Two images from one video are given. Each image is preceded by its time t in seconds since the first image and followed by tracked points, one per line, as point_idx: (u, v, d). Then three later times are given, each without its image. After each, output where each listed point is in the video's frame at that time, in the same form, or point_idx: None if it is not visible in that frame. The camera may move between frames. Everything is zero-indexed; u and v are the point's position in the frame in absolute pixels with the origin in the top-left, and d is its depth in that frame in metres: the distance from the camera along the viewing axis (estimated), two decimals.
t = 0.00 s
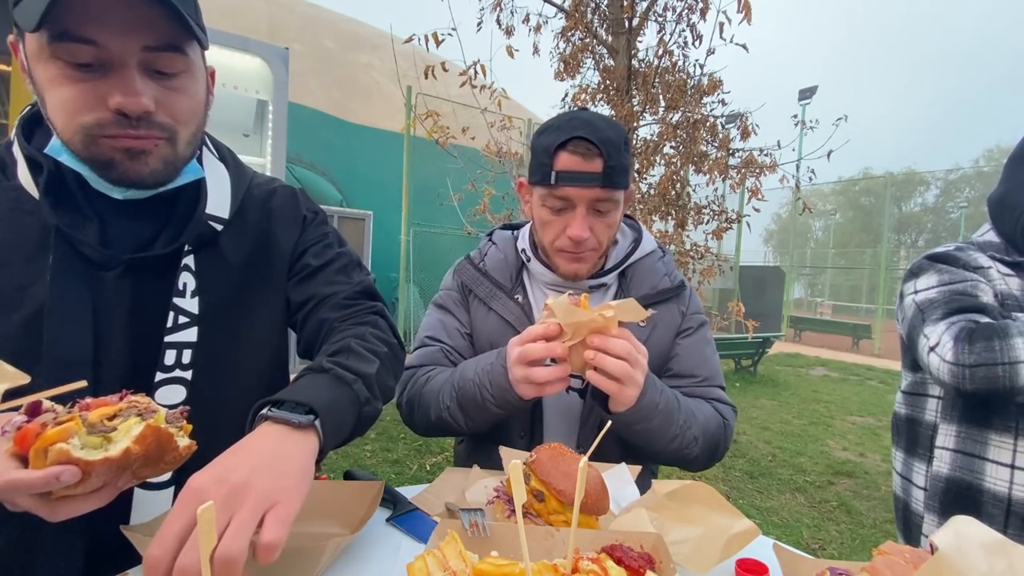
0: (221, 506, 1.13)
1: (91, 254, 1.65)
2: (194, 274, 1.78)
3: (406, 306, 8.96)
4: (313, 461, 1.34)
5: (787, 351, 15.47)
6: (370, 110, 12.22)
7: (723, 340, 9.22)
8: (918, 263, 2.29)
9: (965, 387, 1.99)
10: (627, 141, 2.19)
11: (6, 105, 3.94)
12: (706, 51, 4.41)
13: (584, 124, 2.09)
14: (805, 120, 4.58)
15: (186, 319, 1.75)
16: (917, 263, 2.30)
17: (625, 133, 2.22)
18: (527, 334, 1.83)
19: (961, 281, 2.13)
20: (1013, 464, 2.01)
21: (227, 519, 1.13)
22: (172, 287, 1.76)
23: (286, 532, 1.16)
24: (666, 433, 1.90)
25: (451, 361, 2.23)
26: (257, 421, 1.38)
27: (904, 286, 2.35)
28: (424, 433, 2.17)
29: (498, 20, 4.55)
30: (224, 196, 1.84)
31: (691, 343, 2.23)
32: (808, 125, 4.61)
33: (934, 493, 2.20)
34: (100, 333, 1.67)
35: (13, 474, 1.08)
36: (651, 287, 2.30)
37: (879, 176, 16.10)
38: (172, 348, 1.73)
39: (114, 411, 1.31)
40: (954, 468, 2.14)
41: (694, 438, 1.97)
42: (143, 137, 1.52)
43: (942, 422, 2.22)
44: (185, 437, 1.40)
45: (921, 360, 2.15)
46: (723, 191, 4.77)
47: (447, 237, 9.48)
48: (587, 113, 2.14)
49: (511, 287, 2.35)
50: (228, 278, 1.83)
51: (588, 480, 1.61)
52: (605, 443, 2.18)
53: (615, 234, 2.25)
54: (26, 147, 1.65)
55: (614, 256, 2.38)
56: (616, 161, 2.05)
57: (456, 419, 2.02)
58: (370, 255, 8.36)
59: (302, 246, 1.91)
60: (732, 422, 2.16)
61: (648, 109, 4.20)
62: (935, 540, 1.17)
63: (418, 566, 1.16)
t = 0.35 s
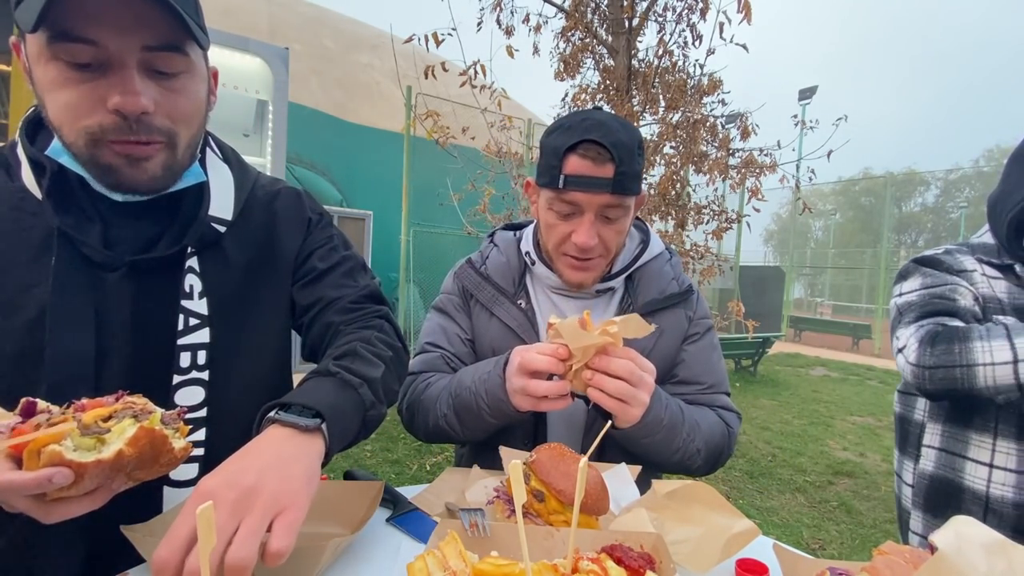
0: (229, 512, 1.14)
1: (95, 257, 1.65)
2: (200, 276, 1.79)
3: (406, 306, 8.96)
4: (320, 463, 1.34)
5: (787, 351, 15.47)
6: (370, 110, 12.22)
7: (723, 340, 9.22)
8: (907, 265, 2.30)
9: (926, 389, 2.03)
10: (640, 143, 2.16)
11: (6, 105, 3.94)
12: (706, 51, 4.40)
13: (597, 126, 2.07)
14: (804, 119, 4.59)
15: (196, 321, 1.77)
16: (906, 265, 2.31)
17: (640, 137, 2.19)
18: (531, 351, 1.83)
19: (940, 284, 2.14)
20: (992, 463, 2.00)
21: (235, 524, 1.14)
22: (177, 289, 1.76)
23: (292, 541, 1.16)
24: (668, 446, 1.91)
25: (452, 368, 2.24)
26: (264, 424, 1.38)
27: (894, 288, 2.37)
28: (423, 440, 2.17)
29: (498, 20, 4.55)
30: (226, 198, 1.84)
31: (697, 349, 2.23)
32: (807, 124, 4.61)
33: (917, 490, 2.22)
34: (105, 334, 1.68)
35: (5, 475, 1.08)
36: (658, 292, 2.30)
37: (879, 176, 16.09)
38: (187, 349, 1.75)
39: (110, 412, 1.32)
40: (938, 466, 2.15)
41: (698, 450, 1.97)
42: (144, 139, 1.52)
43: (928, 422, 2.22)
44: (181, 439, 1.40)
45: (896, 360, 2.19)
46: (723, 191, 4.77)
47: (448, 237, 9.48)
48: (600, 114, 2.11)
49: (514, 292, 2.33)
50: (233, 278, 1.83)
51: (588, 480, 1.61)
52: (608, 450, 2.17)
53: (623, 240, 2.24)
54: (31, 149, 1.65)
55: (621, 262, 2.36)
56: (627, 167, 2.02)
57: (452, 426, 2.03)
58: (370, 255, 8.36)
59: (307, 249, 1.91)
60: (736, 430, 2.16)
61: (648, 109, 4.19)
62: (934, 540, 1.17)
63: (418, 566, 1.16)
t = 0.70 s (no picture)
0: (246, 522, 1.15)
1: (103, 257, 1.65)
2: (205, 277, 1.78)
3: (405, 306, 8.96)
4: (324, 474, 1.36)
5: (787, 351, 15.47)
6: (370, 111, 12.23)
7: (723, 340, 9.22)
8: (900, 267, 2.31)
9: (897, 389, 2.06)
10: (631, 145, 2.14)
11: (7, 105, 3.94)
12: (705, 51, 4.40)
13: (586, 130, 2.06)
14: (804, 119, 4.58)
15: (197, 322, 1.75)
16: (900, 266, 2.32)
17: (632, 137, 2.17)
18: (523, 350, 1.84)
19: (926, 288, 2.15)
20: (980, 463, 2.01)
21: (251, 534, 1.15)
22: (184, 289, 1.76)
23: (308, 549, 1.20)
24: (669, 450, 1.90)
25: (447, 370, 2.24)
26: (266, 432, 1.38)
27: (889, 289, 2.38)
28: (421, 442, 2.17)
29: (498, 20, 4.55)
30: (234, 200, 1.84)
31: (696, 348, 2.23)
32: (807, 124, 4.61)
33: (910, 488, 2.22)
34: (114, 335, 1.68)
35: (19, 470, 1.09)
36: (656, 291, 2.29)
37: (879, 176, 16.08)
38: (184, 350, 1.73)
39: (119, 410, 1.31)
40: (929, 465, 2.15)
41: (699, 453, 1.97)
42: (154, 140, 1.53)
43: (921, 421, 2.21)
44: (189, 437, 1.40)
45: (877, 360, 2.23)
46: (723, 191, 4.77)
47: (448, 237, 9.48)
48: (589, 118, 2.09)
49: (508, 293, 2.33)
50: (239, 279, 1.84)
51: (588, 480, 1.62)
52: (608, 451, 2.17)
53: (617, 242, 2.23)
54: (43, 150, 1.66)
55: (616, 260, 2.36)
56: (617, 172, 2.02)
57: (447, 428, 2.02)
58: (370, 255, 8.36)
59: (312, 252, 1.91)
60: (739, 429, 2.16)
61: (648, 109, 4.19)
62: (935, 540, 1.17)
63: (418, 566, 1.16)
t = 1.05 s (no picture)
0: (269, 511, 1.17)
1: (108, 255, 1.65)
2: (210, 277, 1.79)
3: (405, 306, 8.97)
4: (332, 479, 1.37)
5: (787, 351, 15.47)
6: (370, 111, 12.23)
7: (723, 340, 9.21)
8: (904, 265, 2.30)
9: (906, 385, 2.05)
10: (632, 145, 2.14)
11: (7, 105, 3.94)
12: (705, 50, 4.39)
13: (586, 126, 2.06)
14: (804, 119, 4.57)
15: (204, 321, 1.77)
16: (903, 265, 2.31)
17: (633, 139, 2.16)
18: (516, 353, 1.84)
19: (931, 284, 2.14)
20: (984, 464, 2.00)
21: (272, 525, 1.17)
22: (190, 288, 1.77)
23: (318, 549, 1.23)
24: (666, 448, 1.90)
25: (443, 371, 2.23)
26: (280, 431, 1.38)
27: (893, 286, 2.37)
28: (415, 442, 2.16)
29: (498, 20, 4.54)
30: (237, 200, 1.84)
31: (695, 348, 2.23)
32: (807, 124, 4.60)
33: (912, 489, 2.22)
34: (119, 333, 1.68)
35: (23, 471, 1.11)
36: (654, 290, 2.29)
37: (879, 176, 16.06)
38: (194, 349, 1.75)
39: (122, 408, 1.32)
40: (932, 466, 2.15)
41: (697, 452, 1.96)
42: (162, 139, 1.53)
43: (924, 421, 2.21)
44: (192, 436, 1.41)
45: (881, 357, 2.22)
46: (723, 191, 4.77)
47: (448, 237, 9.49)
48: (590, 115, 2.09)
49: (506, 293, 2.34)
50: (242, 279, 1.83)
51: (588, 480, 1.62)
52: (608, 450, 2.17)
53: (615, 243, 2.22)
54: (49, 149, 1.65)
55: (615, 260, 2.36)
56: (615, 170, 2.00)
57: (438, 429, 2.02)
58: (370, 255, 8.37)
59: (314, 254, 1.91)
60: (739, 429, 2.16)
61: (648, 109, 4.19)
62: (935, 540, 1.17)
63: (418, 566, 1.16)
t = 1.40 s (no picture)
0: (255, 496, 1.21)
1: (107, 256, 1.65)
2: (210, 277, 1.79)
3: (405, 306, 8.97)
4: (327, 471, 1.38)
5: (787, 351, 15.47)
6: (371, 111, 12.23)
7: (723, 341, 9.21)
8: (917, 258, 2.31)
9: (940, 371, 2.00)
10: (625, 149, 2.14)
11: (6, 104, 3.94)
12: (705, 50, 4.38)
13: (577, 130, 2.07)
14: (804, 119, 4.56)
15: (204, 321, 1.77)
16: (916, 259, 2.32)
17: (627, 142, 2.17)
18: (500, 374, 1.82)
19: (952, 275, 2.14)
20: (1006, 463, 2.00)
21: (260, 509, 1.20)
22: (190, 288, 1.77)
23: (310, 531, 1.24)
24: (678, 443, 1.89)
25: (443, 372, 2.23)
26: (271, 436, 1.40)
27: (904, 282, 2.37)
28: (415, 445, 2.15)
29: (498, 20, 4.54)
30: (236, 201, 1.84)
31: (697, 347, 2.23)
32: (808, 124, 4.59)
33: (927, 489, 2.21)
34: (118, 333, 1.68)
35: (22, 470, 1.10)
36: (655, 289, 2.30)
37: (879, 176, 16.05)
38: (196, 349, 1.75)
39: (121, 407, 1.36)
40: (949, 465, 2.14)
41: (708, 446, 1.96)
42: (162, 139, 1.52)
43: (939, 420, 2.21)
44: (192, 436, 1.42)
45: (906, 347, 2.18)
46: (723, 191, 4.77)
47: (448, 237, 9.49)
48: (582, 119, 2.10)
49: (506, 294, 2.33)
50: (244, 279, 1.83)
51: (588, 480, 1.62)
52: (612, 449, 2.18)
53: (609, 248, 2.21)
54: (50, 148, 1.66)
55: (616, 260, 2.36)
56: (606, 173, 2.00)
57: (437, 435, 2.01)
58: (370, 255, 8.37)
59: (313, 255, 1.92)
60: (744, 424, 2.16)
61: (648, 109, 4.19)
62: (935, 540, 1.17)
63: (418, 566, 1.16)
